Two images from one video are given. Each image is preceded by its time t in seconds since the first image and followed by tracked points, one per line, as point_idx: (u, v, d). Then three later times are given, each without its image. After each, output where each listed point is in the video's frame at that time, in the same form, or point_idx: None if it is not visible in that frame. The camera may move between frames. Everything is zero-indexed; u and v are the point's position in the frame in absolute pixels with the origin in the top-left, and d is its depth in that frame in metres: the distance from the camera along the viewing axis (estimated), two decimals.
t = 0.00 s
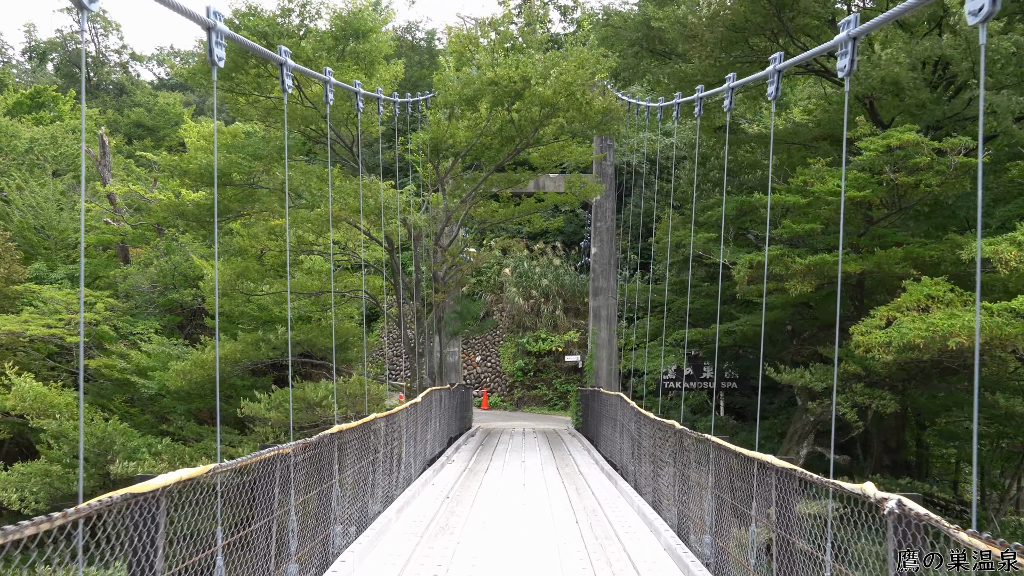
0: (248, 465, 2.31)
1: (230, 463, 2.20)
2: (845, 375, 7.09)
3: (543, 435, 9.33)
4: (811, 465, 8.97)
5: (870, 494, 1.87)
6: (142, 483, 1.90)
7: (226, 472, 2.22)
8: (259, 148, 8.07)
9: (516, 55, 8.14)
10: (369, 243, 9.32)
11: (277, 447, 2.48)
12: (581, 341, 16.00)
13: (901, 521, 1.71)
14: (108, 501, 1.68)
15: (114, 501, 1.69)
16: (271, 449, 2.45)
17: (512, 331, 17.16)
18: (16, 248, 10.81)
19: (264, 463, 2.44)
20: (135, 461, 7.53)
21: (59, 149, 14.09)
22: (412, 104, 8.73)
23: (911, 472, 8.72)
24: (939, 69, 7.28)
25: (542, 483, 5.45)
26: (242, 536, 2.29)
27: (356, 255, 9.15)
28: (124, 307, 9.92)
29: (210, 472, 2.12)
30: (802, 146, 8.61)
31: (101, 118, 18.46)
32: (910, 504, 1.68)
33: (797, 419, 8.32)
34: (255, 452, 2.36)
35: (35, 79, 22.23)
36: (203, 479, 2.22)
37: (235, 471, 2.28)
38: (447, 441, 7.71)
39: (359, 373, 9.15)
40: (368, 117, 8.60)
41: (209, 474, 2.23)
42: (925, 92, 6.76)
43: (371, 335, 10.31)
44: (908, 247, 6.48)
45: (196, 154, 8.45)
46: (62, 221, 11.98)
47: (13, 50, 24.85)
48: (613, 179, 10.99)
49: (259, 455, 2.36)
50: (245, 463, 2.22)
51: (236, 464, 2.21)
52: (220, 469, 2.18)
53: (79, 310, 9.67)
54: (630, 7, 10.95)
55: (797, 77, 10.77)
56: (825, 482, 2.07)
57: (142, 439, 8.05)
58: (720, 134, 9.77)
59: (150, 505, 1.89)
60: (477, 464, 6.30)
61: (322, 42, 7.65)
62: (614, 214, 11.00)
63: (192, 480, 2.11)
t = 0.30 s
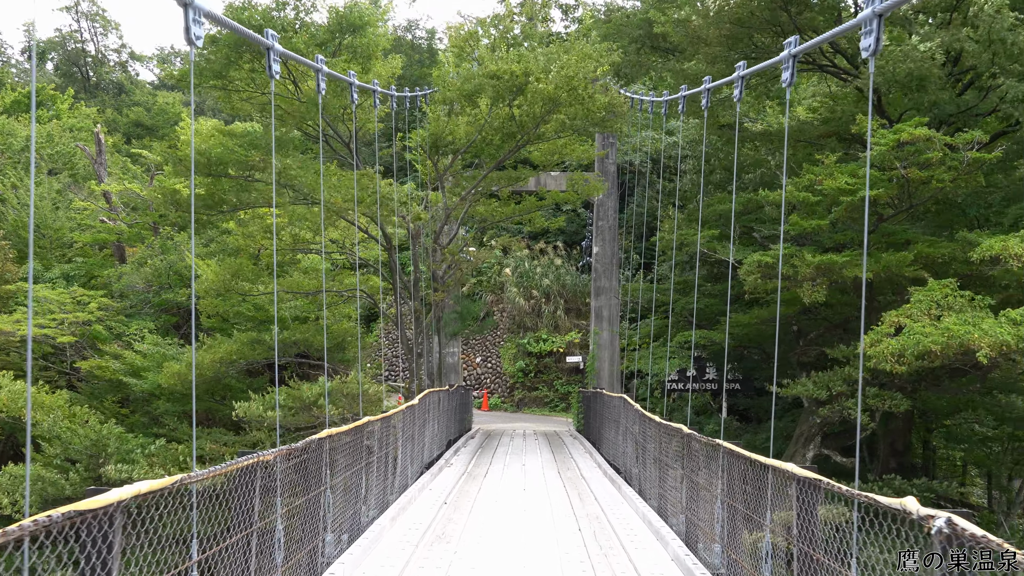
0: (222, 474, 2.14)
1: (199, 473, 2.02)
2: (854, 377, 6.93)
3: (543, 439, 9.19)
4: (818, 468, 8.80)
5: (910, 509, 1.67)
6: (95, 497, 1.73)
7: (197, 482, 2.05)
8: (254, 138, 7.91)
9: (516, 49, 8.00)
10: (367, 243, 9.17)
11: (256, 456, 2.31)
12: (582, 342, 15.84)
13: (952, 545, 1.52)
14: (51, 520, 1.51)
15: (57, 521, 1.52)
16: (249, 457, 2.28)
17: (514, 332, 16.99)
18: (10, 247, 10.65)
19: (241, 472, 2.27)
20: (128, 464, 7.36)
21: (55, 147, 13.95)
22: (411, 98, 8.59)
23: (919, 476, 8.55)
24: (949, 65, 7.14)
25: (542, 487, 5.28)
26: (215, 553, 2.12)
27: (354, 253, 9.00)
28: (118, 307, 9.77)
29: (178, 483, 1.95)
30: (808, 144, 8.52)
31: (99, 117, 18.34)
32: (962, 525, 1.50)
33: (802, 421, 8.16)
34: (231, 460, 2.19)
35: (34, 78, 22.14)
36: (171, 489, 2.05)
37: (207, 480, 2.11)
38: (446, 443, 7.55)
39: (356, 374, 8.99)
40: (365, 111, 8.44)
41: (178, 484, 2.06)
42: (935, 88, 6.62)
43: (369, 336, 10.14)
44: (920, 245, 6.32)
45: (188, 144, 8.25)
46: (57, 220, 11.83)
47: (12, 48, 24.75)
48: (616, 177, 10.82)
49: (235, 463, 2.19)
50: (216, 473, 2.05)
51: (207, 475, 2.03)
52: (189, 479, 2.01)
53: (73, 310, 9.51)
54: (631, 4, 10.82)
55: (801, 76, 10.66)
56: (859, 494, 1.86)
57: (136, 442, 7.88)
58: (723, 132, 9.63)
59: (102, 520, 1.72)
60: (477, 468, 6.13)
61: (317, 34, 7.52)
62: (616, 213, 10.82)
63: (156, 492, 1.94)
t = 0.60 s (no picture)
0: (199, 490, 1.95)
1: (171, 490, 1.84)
2: (865, 377, 6.76)
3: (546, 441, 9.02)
4: (825, 471, 8.63)
5: (967, 535, 1.51)
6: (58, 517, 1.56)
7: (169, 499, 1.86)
8: (251, 131, 7.75)
9: (518, 43, 7.86)
10: (366, 242, 9.01)
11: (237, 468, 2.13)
12: (584, 342, 15.67)
13: None
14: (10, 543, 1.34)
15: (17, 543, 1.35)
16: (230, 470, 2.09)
17: (515, 332, 16.82)
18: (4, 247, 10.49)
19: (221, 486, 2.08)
20: (122, 469, 7.18)
21: (52, 146, 13.80)
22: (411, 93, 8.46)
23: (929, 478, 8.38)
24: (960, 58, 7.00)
25: (545, 492, 5.11)
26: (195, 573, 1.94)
27: (352, 252, 8.84)
28: (113, 307, 9.61)
29: (146, 500, 1.75)
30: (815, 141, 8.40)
31: (97, 116, 18.19)
32: None
33: (811, 422, 8.00)
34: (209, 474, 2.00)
35: (32, 78, 22.01)
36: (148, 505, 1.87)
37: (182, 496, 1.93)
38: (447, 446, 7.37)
39: (355, 375, 8.82)
40: (362, 104, 8.26)
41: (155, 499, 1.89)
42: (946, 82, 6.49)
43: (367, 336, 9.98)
44: (932, 243, 6.16)
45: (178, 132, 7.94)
46: (52, 219, 11.66)
47: (10, 48, 24.61)
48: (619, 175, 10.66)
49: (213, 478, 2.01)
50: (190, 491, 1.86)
51: (178, 492, 1.85)
52: (159, 497, 1.82)
53: (67, 310, 9.35)
54: None
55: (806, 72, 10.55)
56: (914, 520, 1.69)
57: (131, 446, 7.70)
58: (728, 129, 9.50)
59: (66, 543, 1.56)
60: (477, 472, 5.95)
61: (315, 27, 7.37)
62: (619, 210, 10.66)
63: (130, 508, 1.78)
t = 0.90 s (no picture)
0: (169, 495, 1.77)
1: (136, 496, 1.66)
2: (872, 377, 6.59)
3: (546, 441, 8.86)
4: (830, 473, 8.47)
5: None
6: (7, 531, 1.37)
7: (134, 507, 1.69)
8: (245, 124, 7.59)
9: (517, 35, 7.71)
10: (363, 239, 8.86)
11: (214, 471, 1.95)
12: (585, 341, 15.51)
13: None
14: None
15: None
16: (206, 473, 1.92)
17: (515, 332, 16.67)
18: None
19: (195, 490, 1.91)
20: (113, 472, 7.03)
21: (47, 143, 13.65)
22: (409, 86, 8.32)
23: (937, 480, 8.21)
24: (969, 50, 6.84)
25: (546, 495, 4.95)
26: None
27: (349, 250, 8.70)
28: (107, 306, 9.47)
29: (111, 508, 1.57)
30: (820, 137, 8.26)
31: (95, 114, 18.05)
32: None
33: (816, 423, 7.85)
34: (181, 478, 1.82)
35: (31, 77, 21.88)
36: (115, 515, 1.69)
37: (151, 503, 1.75)
38: (445, 447, 7.21)
39: (351, 374, 8.67)
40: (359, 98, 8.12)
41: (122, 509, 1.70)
42: (955, 75, 6.36)
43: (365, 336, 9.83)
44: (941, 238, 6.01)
45: (171, 124, 7.79)
46: (46, 217, 11.53)
47: (8, 46, 24.47)
48: (620, 171, 10.51)
49: (186, 481, 1.83)
50: (159, 496, 1.68)
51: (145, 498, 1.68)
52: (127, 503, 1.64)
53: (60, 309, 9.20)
54: None
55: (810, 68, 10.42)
56: (963, 533, 1.53)
57: (122, 448, 7.55)
58: (731, 125, 9.37)
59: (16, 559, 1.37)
60: (476, 475, 5.77)
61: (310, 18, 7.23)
62: (621, 207, 10.50)
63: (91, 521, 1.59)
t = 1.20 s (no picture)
0: (127, 517, 1.60)
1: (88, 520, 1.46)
2: (881, 381, 6.45)
3: (546, 444, 8.72)
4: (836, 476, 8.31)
5: None
6: None
7: (86, 534, 1.50)
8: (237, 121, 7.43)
9: (516, 29, 7.55)
10: (360, 239, 8.76)
11: (179, 487, 1.78)
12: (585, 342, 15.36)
13: None
14: None
15: None
16: (169, 490, 1.75)
17: (515, 332, 16.52)
18: None
19: (159, 510, 1.73)
20: (102, 479, 6.89)
21: (41, 142, 13.48)
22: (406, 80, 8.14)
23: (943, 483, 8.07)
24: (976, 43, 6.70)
25: (546, 501, 4.78)
26: None
27: (345, 250, 8.55)
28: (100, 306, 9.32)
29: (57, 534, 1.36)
30: (824, 135, 8.13)
31: (90, 113, 17.88)
32: None
33: (821, 426, 7.70)
34: (140, 497, 1.65)
35: (27, 76, 21.72)
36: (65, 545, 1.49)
37: (108, 526, 1.57)
38: (442, 451, 7.05)
39: (347, 376, 8.54)
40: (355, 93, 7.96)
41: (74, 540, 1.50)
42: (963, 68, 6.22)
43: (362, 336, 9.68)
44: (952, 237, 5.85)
45: (162, 120, 7.64)
46: (39, 216, 11.37)
47: (4, 45, 24.31)
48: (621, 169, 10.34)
49: (146, 500, 1.66)
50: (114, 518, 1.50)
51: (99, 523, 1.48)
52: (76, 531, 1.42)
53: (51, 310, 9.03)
54: None
55: (812, 65, 10.28)
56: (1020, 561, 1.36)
57: (113, 454, 7.40)
58: (734, 122, 9.23)
59: None
60: (473, 480, 5.60)
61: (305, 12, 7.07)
62: (621, 206, 10.33)
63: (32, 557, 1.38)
